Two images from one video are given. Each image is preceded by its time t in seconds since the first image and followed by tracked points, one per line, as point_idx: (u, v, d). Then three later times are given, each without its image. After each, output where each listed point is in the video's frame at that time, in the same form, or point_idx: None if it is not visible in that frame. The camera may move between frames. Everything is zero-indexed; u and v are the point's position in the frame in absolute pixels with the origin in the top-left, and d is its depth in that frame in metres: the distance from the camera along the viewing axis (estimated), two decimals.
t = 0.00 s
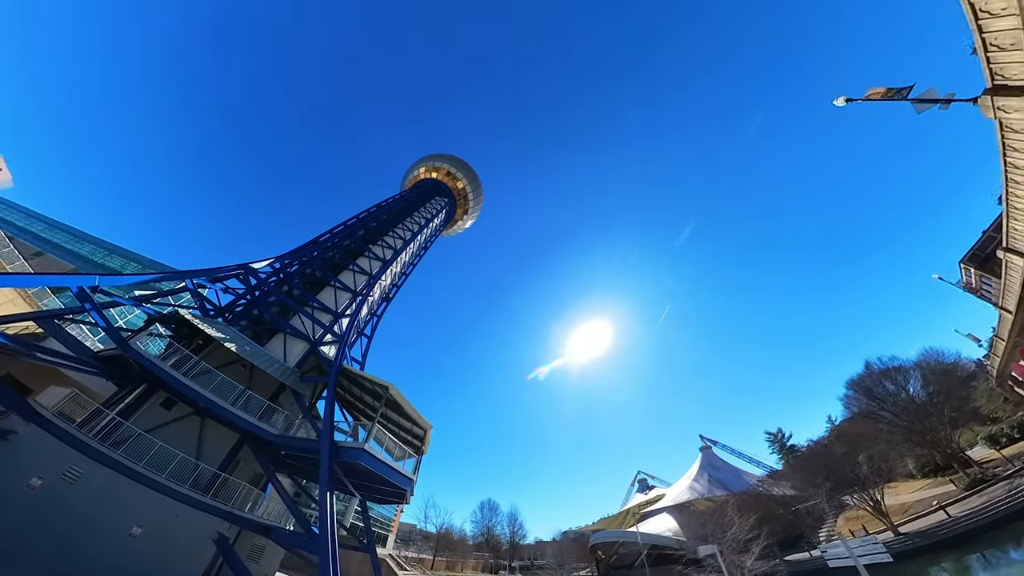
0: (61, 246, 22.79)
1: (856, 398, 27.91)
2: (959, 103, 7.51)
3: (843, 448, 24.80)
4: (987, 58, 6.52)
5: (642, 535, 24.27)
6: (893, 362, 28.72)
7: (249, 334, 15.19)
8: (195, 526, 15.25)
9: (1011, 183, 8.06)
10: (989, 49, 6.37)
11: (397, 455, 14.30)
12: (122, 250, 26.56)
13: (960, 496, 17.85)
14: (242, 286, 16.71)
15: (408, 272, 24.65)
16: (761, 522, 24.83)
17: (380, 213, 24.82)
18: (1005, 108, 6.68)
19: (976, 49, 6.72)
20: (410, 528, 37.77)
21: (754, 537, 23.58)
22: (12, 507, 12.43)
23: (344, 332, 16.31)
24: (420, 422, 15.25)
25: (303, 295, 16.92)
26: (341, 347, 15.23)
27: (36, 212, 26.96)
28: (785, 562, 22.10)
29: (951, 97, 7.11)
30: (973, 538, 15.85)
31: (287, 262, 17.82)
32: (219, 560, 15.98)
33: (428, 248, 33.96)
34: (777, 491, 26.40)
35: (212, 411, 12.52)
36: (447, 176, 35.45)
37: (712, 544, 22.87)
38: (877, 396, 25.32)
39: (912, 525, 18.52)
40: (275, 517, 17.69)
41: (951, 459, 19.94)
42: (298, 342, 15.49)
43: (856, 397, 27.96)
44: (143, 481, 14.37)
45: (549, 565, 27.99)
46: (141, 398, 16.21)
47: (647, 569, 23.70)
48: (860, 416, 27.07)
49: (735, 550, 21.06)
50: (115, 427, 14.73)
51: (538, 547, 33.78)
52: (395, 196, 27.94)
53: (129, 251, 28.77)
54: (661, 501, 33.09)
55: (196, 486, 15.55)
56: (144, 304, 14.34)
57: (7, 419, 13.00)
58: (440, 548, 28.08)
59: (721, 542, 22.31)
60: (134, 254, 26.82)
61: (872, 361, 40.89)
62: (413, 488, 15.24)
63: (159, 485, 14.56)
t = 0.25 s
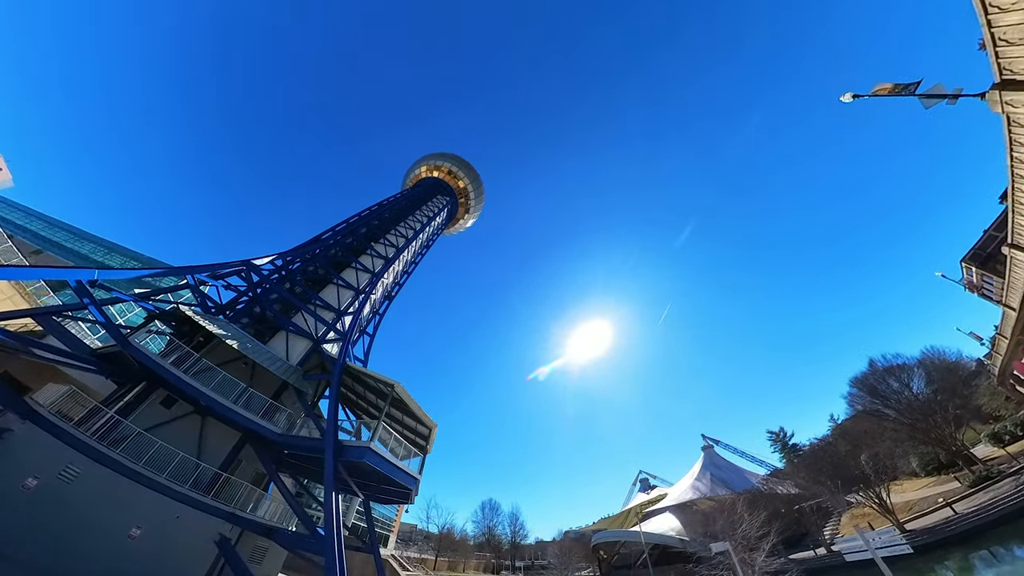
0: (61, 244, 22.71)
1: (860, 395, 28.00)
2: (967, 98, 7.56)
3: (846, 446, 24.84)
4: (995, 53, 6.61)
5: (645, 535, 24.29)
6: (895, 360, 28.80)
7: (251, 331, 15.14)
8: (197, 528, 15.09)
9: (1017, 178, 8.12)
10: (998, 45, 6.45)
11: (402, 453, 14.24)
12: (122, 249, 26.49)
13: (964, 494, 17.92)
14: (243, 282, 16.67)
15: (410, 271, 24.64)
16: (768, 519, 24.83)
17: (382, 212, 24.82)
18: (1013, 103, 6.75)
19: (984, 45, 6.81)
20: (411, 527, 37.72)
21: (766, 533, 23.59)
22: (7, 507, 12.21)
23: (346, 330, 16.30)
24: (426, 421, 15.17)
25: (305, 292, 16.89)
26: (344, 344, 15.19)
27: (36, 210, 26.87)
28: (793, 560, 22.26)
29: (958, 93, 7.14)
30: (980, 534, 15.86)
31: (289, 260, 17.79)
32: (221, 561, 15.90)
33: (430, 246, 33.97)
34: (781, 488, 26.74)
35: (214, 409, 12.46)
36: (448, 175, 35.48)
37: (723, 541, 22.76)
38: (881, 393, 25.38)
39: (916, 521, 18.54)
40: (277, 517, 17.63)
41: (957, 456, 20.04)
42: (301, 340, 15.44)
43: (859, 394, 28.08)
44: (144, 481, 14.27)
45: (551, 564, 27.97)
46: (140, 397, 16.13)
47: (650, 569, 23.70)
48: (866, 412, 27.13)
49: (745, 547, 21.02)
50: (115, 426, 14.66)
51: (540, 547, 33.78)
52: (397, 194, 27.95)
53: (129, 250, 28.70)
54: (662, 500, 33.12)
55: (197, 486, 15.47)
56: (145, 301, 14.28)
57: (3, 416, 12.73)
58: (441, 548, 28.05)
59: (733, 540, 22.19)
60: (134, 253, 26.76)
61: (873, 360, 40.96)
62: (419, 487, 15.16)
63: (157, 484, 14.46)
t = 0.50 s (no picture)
0: (60, 243, 22.61)
1: (863, 393, 28.01)
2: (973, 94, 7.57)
3: (849, 445, 24.81)
4: (1002, 49, 6.62)
5: (648, 535, 24.27)
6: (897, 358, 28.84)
7: (253, 329, 15.07)
8: (197, 530, 15.02)
9: None
10: (1005, 41, 6.46)
11: (407, 452, 14.18)
12: (122, 247, 26.39)
13: (969, 491, 17.92)
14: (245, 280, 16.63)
15: (412, 270, 24.62)
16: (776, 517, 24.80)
17: (384, 210, 24.80)
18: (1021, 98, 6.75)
19: (991, 40, 6.81)
20: (411, 528, 37.65)
21: (776, 530, 23.63)
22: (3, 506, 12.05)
23: (349, 328, 16.27)
24: (431, 419, 15.10)
25: (308, 290, 16.86)
26: (346, 342, 15.14)
27: (34, 209, 26.73)
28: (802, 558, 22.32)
29: (965, 88, 7.14)
30: (988, 530, 15.87)
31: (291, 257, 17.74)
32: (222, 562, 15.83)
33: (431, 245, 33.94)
34: (785, 487, 26.94)
35: (216, 407, 12.39)
36: (450, 174, 35.49)
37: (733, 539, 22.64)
38: (885, 391, 25.40)
39: (922, 518, 18.53)
40: (279, 517, 17.57)
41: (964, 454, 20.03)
42: (303, 338, 15.38)
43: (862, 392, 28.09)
44: (144, 481, 14.21)
45: (554, 565, 27.90)
46: (140, 395, 16.06)
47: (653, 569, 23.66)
48: (871, 409, 27.10)
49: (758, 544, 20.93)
50: (115, 425, 14.62)
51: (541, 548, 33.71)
52: (399, 193, 27.96)
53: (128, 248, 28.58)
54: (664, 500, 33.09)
55: (198, 487, 15.40)
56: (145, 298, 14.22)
57: None
58: (443, 548, 27.99)
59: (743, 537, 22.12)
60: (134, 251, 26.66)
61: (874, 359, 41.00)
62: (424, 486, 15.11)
63: (156, 484, 14.41)
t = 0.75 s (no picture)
0: (61, 241, 22.55)
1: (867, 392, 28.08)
2: (982, 89, 7.55)
3: (852, 443, 24.83)
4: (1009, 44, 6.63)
5: (652, 534, 24.24)
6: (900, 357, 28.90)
7: (256, 326, 15.03)
8: (197, 530, 14.94)
9: None
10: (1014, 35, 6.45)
11: (413, 451, 14.14)
12: (122, 245, 26.29)
13: (975, 489, 17.92)
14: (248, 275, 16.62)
15: (415, 268, 24.62)
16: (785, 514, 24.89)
17: (387, 209, 24.79)
18: None
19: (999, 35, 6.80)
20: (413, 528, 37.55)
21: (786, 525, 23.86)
22: None
23: (352, 325, 16.25)
24: (436, 418, 15.04)
25: (311, 287, 16.84)
26: (350, 339, 15.12)
27: (35, 207, 26.63)
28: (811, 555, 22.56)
29: (973, 83, 7.13)
30: (994, 526, 15.90)
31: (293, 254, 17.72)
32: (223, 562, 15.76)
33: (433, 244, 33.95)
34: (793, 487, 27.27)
35: (217, 405, 12.33)
36: (453, 173, 35.51)
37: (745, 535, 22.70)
38: (889, 390, 25.44)
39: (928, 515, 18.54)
40: (280, 517, 17.51)
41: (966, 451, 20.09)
42: (306, 335, 15.36)
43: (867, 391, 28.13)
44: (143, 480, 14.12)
45: (557, 565, 27.83)
46: (139, 392, 16.01)
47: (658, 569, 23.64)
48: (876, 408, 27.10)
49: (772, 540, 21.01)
50: (115, 422, 14.56)
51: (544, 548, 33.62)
52: (401, 192, 27.96)
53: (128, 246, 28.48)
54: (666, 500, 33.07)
55: (199, 486, 15.34)
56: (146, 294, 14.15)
57: None
58: (446, 548, 27.92)
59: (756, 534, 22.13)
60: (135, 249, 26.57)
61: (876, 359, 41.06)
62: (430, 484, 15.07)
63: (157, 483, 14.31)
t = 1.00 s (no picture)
0: (59, 240, 22.44)
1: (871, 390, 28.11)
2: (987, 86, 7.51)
3: (855, 442, 24.84)
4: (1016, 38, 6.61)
5: (654, 534, 24.18)
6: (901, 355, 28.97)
7: (258, 324, 14.96)
8: (198, 531, 14.89)
9: None
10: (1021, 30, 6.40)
11: (417, 449, 14.07)
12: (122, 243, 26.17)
13: (980, 486, 17.84)
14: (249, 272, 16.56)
15: (416, 266, 24.59)
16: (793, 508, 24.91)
17: (388, 207, 24.75)
18: None
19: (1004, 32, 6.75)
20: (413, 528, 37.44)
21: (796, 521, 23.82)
22: None
23: (355, 323, 16.21)
24: (440, 416, 14.98)
25: (313, 285, 16.79)
26: (352, 338, 15.06)
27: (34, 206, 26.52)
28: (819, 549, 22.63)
29: (980, 79, 7.11)
30: (999, 524, 15.86)
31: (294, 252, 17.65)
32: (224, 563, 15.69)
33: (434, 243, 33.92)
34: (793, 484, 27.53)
35: (218, 403, 12.24)
36: (454, 172, 35.50)
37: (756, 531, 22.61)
38: (892, 389, 25.47)
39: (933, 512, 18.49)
40: (282, 517, 17.47)
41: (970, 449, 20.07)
42: (308, 333, 15.31)
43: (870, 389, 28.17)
44: (142, 480, 14.04)
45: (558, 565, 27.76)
46: (139, 390, 15.93)
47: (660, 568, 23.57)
48: (881, 407, 27.11)
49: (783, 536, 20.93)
50: (114, 422, 14.48)
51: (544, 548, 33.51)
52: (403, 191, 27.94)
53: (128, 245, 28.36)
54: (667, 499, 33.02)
55: (199, 486, 15.28)
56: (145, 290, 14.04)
57: None
58: (447, 548, 27.85)
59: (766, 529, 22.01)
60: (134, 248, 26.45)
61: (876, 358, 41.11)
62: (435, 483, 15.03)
63: (157, 484, 14.23)
